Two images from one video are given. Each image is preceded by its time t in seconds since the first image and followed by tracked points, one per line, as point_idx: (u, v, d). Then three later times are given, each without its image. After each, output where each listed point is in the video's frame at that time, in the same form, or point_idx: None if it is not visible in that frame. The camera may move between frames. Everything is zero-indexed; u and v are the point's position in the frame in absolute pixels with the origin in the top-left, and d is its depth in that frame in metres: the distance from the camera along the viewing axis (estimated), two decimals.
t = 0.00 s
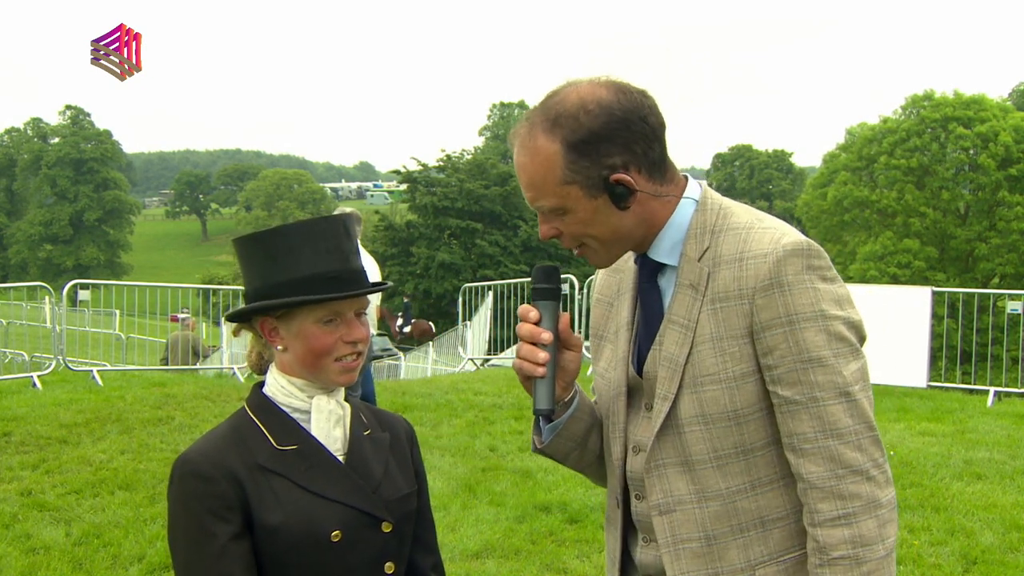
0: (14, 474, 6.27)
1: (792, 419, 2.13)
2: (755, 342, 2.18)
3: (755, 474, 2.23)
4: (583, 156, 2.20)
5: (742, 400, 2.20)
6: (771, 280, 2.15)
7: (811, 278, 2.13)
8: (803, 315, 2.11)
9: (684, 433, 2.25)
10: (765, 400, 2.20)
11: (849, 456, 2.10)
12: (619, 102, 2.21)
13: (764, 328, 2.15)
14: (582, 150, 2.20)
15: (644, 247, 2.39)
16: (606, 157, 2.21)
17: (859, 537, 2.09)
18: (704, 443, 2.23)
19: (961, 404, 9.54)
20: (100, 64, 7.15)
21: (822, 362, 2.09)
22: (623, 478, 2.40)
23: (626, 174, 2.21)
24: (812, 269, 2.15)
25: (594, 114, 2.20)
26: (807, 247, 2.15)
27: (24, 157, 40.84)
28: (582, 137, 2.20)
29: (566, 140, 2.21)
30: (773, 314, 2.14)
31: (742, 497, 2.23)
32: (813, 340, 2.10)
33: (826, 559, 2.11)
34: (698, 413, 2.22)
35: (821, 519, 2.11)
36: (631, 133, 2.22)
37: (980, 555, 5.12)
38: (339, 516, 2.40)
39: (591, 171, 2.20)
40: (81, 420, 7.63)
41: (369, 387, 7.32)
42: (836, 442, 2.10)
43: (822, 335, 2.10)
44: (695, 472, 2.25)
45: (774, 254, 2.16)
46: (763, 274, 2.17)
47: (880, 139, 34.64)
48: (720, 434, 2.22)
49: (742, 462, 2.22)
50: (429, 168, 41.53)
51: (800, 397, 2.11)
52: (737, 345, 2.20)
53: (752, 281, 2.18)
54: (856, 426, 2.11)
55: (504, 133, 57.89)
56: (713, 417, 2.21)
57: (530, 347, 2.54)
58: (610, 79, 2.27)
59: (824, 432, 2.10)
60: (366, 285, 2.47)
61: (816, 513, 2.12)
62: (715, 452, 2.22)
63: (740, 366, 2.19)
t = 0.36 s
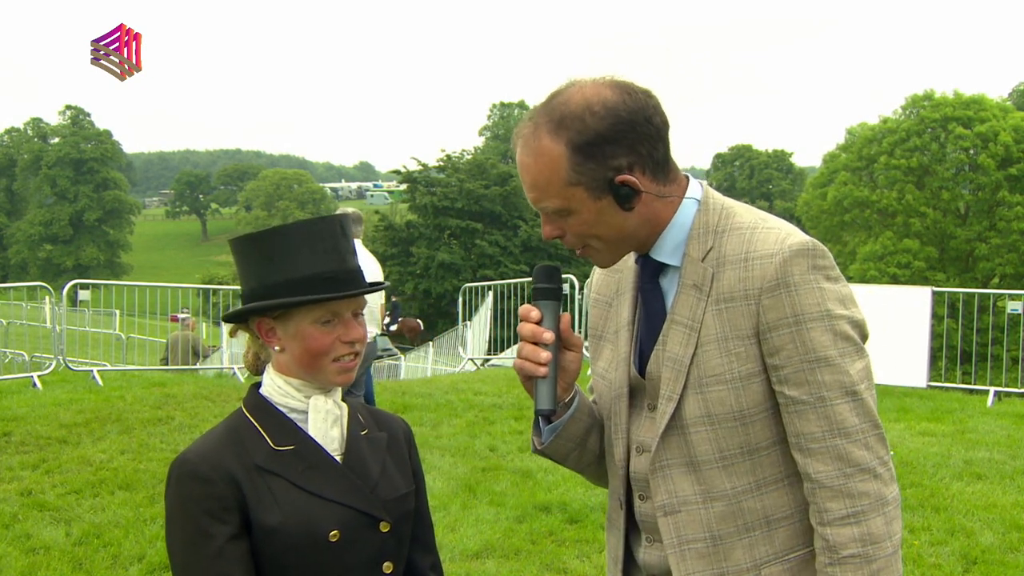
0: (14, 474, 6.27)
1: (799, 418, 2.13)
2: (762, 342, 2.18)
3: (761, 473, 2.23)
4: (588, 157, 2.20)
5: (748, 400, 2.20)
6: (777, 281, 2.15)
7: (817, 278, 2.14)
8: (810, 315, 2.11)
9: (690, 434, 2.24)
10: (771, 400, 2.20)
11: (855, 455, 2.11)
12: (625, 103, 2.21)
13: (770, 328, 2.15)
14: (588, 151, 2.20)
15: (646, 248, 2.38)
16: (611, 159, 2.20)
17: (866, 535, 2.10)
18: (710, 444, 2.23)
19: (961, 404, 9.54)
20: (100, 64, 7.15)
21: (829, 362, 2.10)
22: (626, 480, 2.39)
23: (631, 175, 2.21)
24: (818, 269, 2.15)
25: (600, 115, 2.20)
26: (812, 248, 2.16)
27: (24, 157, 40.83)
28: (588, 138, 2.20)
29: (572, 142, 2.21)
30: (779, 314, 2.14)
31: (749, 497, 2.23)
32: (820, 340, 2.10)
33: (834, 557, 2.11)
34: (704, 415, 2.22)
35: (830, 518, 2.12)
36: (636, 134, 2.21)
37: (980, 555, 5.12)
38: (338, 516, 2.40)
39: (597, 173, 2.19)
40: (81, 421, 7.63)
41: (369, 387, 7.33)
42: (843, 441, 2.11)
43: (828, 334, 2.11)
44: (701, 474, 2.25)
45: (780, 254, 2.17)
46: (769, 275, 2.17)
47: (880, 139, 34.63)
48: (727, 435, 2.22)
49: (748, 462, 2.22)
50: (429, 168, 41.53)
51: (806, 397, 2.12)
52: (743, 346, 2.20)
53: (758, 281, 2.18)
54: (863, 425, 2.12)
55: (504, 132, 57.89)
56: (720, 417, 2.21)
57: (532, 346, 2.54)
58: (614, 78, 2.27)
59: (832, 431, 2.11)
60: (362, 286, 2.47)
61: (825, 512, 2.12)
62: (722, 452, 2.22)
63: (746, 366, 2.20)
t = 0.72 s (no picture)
0: (14, 474, 6.27)
1: (799, 417, 2.13)
2: (760, 343, 2.18)
3: (762, 474, 2.23)
4: (582, 166, 2.20)
5: (748, 401, 2.20)
6: (775, 281, 2.15)
7: (814, 276, 2.14)
8: (808, 315, 2.12)
9: (690, 436, 2.25)
10: (771, 400, 2.20)
11: (856, 453, 2.11)
12: (617, 111, 2.21)
13: (769, 328, 2.15)
14: (582, 159, 2.20)
15: (642, 251, 2.38)
16: (605, 167, 2.20)
17: (870, 532, 2.10)
18: (711, 445, 2.23)
19: (961, 403, 9.54)
20: (100, 64, 7.15)
21: (828, 360, 2.10)
22: (626, 483, 2.39)
23: (625, 182, 2.22)
24: (815, 268, 2.16)
25: (592, 124, 2.20)
26: (809, 247, 2.16)
27: (24, 157, 40.81)
28: (580, 146, 2.20)
29: (565, 150, 2.21)
30: (777, 314, 2.14)
31: (751, 498, 2.23)
32: (818, 338, 2.10)
33: (838, 556, 2.11)
34: (704, 416, 2.22)
35: (832, 516, 2.12)
36: (629, 142, 2.22)
37: (979, 555, 5.12)
38: (337, 515, 2.40)
39: (591, 181, 2.19)
40: (80, 420, 7.63)
41: (371, 387, 7.33)
42: (844, 439, 2.11)
43: (827, 333, 2.11)
44: (702, 475, 2.24)
45: (777, 254, 2.17)
46: (766, 275, 2.17)
47: (880, 139, 34.63)
48: (727, 436, 2.22)
49: (750, 462, 2.23)
50: (429, 167, 41.52)
51: (806, 396, 2.12)
52: (743, 346, 2.20)
53: (756, 281, 2.18)
54: (863, 423, 2.12)
55: (504, 132, 57.90)
56: (719, 419, 2.22)
57: (524, 354, 2.54)
58: (606, 85, 2.27)
59: (832, 430, 2.11)
60: (361, 284, 2.47)
61: (827, 511, 2.12)
62: (722, 453, 2.23)
63: (745, 367, 2.20)
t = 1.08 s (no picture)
0: (13, 474, 6.27)
1: (800, 416, 2.13)
2: (761, 341, 2.18)
3: (762, 472, 2.23)
4: (582, 164, 2.20)
5: (748, 399, 2.20)
6: (776, 280, 2.16)
7: (814, 275, 2.15)
8: (809, 312, 2.12)
9: (691, 435, 2.24)
10: (772, 399, 2.21)
11: (857, 451, 2.11)
12: (617, 108, 2.21)
13: (770, 327, 2.15)
14: (580, 158, 2.21)
15: (642, 250, 2.38)
16: (605, 165, 2.21)
17: (870, 531, 2.10)
18: (711, 444, 2.22)
19: (961, 404, 9.54)
20: (100, 64, 7.16)
21: (829, 359, 2.11)
22: (626, 483, 2.38)
23: (625, 180, 2.22)
24: (814, 266, 2.17)
25: (592, 122, 2.21)
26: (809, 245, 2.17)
27: (24, 157, 40.80)
28: (580, 145, 2.20)
29: (565, 148, 2.21)
30: (778, 313, 2.15)
31: (752, 497, 2.23)
32: (819, 337, 2.11)
33: (839, 554, 2.11)
34: (705, 415, 2.22)
35: (833, 515, 2.12)
36: (629, 139, 2.22)
37: (979, 555, 5.12)
38: (337, 513, 2.40)
39: (591, 178, 2.20)
40: (80, 421, 7.63)
41: (371, 387, 7.32)
42: (844, 437, 2.11)
43: (827, 332, 2.12)
44: (703, 475, 2.24)
45: (778, 252, 2.18)
46: (768, 273, 2.17)
47: (880, 139, 34.64)
48: (729, 435, 2.22)
49: (750, 461, 2.22)
50: (429, 168, 41.53)
51: (807, 394, 2.12)
52: (743, 344, 2.20)
53: (757, 280, 2.18)
54: (862, 421, 2.12)
55: (504, 132, 57.92)
56: (720, 418, 2.21)
57: (447, 428, 2.42)
58: (605, 83, 2.27)
59: (832, 429, 2.11)
60: (359, 280, 2.47)
61: (828, 509, 2.12)
62: (724, 452, 2.22)
63: (746, 365, 2.20)
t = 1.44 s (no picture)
0: (13, 474, 6.27)
1: (807, 416, 2.14)
2: (769, 341, 2.18)
3: (768, 473, 2.23)
4: (589, 165, 2.21)
5: (756, 400, 2.20)
6: (785, 280, 2.16)
7: (822, 277, 2.15)
8: (818, 313, 2.12)
9: (697, 436, 2.24)
10: (779, 399, 2.21)
11: (865, 453, 2.11)
12: (622, 108, 2.22)
13: (779, 327, 2.16)
14: (588, 158, 2.21)
15: (648, 250, 2.38)
16: (611, 166, 2.21)
17: (876, 533, 2.10)
18: (717, 445, 2.22)
19: (961, 404, 9.54)
20: (100, 64, 7.16)
21: (837, 360, 2.11)
22: (628, 484, 2.38)
23: (632, 180, 2.22)
24: (822, 268, 2.17)
25: (597, 122, 2.21)
26: (818, 247, 2.17)
27: (23, 157, 40.81)
28: (587, 145, 2.20)
29: (571, 149, 2.21)
30: (788, 313, 2.15)
31: (757, 498, 2.23)
32: (828, 338, 2.11)
33: (844, 555, 2.11)
34: (711, 415, 2.21)
35: (839, 516, 2.12)
36: (635, 139, 2.22)
37: (979, 555, 5.13)
38: (337, 514, 2.40)
39: (598, 179, 2.20)
40: (80, 421, 7.63)
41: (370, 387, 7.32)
42: (852, 439, 2.11)
43: (836, 333, 2.12)
44: (709, 475, 2.24)
45: (787, 253, 2.18)
46: (777, 274, 2.18)
47: (880, 139, 34.63)
48: (735, 435, 2.22)
49: (757, 462, 2.23)
50: (429, 168, 41.53)
51: (815, 395, 2.12)
52: (751, 345, 2.20)
53: (766, 280, 2.19)
54: (870, 423, 2.13)
55: (503, 133, 57.93)
56: (728, 418, 2.21)
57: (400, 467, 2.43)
58: (609, 84, 2.28)
59: (840, 430, 2.11)
60: (361, 284, 2.46)
61: (835, 510, 2.12)
62: (730, 453, 2.22)
63: (754, 366, 2.19)
